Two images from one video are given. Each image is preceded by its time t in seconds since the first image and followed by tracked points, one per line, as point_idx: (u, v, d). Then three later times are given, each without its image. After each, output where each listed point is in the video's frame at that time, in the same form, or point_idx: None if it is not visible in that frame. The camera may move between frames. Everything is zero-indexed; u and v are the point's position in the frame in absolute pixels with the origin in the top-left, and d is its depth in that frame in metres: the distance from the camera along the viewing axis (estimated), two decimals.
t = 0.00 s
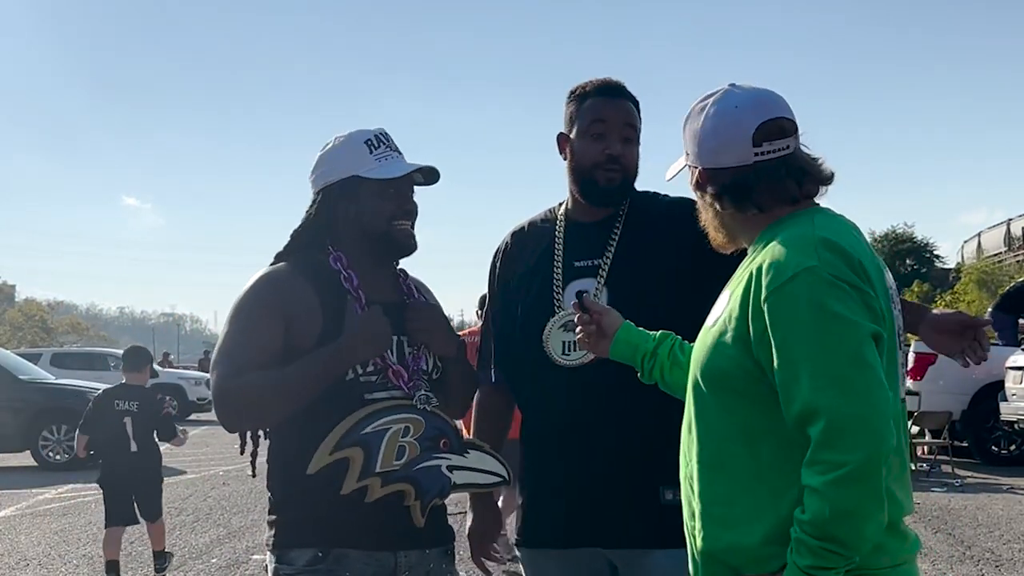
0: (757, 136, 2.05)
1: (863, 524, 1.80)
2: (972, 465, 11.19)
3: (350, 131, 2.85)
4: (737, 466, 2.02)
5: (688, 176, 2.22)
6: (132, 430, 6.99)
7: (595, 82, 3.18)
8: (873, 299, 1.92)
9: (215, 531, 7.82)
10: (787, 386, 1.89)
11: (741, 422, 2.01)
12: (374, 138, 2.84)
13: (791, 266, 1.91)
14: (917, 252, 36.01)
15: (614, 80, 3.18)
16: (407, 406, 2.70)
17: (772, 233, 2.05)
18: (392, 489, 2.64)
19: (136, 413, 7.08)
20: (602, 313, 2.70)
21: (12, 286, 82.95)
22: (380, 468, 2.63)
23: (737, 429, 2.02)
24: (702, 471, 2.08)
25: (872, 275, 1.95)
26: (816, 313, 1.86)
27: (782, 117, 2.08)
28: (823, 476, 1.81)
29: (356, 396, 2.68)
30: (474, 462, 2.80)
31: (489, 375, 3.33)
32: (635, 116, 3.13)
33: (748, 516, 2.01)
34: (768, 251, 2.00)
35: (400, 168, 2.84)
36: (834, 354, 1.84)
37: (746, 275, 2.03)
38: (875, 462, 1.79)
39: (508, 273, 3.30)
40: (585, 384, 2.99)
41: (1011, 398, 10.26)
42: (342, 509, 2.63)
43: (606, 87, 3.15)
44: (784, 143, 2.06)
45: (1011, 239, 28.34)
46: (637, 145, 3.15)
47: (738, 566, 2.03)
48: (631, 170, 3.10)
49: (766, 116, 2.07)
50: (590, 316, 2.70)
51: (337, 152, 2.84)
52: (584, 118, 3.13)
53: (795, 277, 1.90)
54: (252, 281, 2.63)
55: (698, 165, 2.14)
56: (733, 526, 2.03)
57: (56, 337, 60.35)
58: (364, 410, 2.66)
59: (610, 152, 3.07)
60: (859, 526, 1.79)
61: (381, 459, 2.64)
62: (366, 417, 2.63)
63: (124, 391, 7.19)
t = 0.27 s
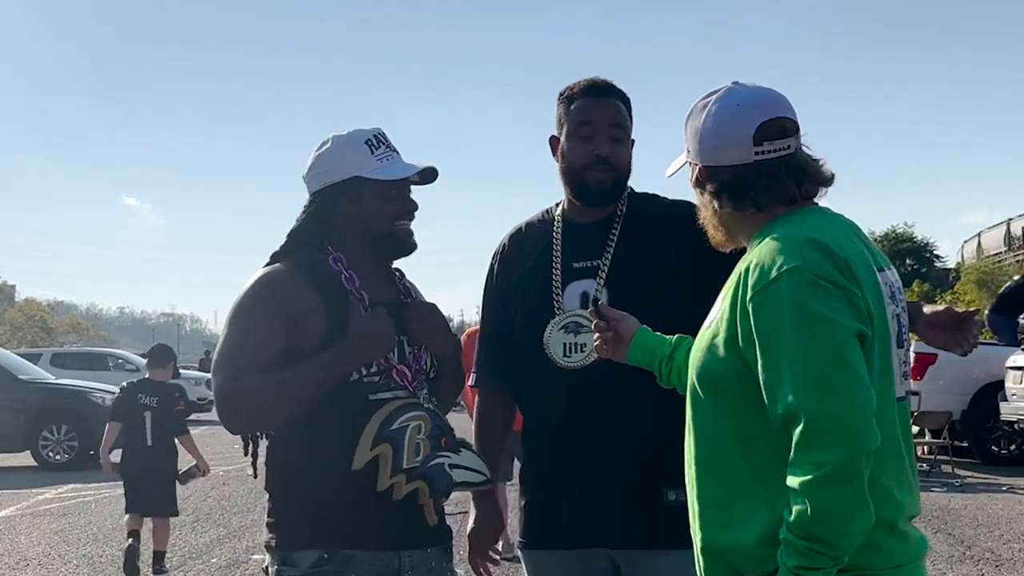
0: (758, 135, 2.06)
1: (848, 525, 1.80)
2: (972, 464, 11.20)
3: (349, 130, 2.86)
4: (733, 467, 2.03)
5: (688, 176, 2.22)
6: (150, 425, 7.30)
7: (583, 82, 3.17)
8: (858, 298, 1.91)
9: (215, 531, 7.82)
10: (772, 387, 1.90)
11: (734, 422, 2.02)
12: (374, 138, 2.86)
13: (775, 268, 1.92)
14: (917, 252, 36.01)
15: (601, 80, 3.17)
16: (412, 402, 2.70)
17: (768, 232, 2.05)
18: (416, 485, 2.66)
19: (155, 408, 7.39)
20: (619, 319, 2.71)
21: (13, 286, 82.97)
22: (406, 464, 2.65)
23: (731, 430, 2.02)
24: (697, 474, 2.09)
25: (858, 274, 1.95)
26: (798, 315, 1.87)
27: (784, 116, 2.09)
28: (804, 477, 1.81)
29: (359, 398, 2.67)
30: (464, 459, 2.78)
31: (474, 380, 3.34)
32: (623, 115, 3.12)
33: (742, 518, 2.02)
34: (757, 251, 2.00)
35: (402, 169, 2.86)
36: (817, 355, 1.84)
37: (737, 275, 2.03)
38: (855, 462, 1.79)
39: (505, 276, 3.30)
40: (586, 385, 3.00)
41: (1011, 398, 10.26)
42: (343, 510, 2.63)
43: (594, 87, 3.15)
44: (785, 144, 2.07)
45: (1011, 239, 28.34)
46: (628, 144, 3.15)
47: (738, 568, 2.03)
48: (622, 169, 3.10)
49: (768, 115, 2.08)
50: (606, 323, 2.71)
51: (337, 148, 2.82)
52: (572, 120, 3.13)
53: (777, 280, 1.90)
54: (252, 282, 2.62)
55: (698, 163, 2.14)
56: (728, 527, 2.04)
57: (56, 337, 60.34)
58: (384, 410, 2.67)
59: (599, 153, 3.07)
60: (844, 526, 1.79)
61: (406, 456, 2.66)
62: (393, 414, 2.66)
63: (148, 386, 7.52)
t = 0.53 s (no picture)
0: (762, 135, 2.06)
1: (846, 523, 1.80)
2: (972, 465, 11.19)
3: (351, 129, 2.87)
4: (735, 466, 2.03)
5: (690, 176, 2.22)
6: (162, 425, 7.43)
7: (571, 82, 3.17)
8: (856, 296, 1.91)
9: (215, 531, 7.83)
10: (770, 386, 1.91)
11: (735, 422, 2.02)
12: (374, 138, 2.86)
13: (772, 267, 1.93)
14: (917, 252, 36.02)
15: (591, 79, 3.16)
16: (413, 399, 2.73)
17: (767, 232, 2.05)
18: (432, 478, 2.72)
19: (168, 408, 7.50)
20: (624, 322, 2.73)
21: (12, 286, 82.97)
22: (422, 455, 2.70)
23: (732, 429, 2.02)
24: (699, 475, 2.10)
25: (857, 272, 1.95)
26: (794, 313, 1.87)
27: (787, 116, 2.09)
28: (802, 474, 1.82)
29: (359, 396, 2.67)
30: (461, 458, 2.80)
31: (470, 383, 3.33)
32: (609, 111, 3.10)
33: (744, 518, 2.02)
34: (756, 250, 2.01)
35: (405, 170, 2.87)
36: (812, 354, 1.84)
37: (735, 275, 2.04)
38: (852, 459, 1.79)
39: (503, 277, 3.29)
40: (587, 386, 3.00)
41: (1010, 398, 10.26)
42: (344, 509, 2.63)
43: (580, 87, 3.15)
44: (789, 144, 2.07)
45: (1011, 239, 28.33)
46: (618, 141, 3.13)
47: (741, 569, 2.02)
48: (610, 166, 3.08)
49: (771, 115, 2.08)
50: (612, 326, 2.73)
51: (333, 146, 2.82)
52: (558, 121, 3.14)
53: (774, 278, 1.91)
54: (252, 282, 2.62)
55: (701, 162, 2.14)
56: (729, 527, 2.04)
57: (56, 337, 60.34)
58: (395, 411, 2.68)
59: (585, 152, 3.07)
60: (841, 524, 1.79)
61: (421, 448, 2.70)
62: (406, 405, 2.70)
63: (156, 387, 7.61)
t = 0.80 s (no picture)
0: (760, 132, 2.06)
1: (847, 522, 1.80)
2: (972, 465, 11.19)
3: (346, 130, 2.88)
4: (735, 465, 2.03)
5: (688, 184, 2.23)
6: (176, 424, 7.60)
7: (579, 82, 3.18)
8: (858, 295, 1.91)
9: (215, 531, 7.85)
10: (773, 385, 1.91)
11: (736, 420, 2.02)
12: (370, 138, 2.87)
13: (775, 266, 1.93)
14: (917, 252, 36.03)
15: (599, 80, 3.17)
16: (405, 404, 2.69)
17: (767, 233, 2.05)
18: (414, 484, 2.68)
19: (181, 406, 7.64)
20: (618, 321, 2.75)
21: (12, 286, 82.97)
22: (404, 463, 2.66)
23: (733, 428, 2.02)
24: (700, 473, 2.10)
25: (860, 272, 1.95)
26: (798, 312, 1.87)
27: (780, 112, 2.11)
28: (805, 473, 1.82)
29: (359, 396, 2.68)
30: (466, 459, 2.80)
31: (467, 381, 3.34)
32: (621, 114, 3.12)
33: (744, 517, 2.02)
34: (759, 250, 2.01)
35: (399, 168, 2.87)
36: (814, 353, 1.84)
37: (737, 274, 2.04)
38: (855, 458, 1.79)
39: (502, 276, 3.29)
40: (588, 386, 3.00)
41: (1010, 398, 10.27)
42: (344, 510, 2.63)
43: (591, 88, 3.15)
44: (784, 138, 2.08)
45: (1011, 239, 28.33)
46: (627, 142, 3.15)
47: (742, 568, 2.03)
48: (623, 169, 3.11)
49: (765, 112, 2.09)
50: (606, 326, 2.75)
51: (327, 147, 2.84)
52: (570, 121, 3.13)
53: (777, 277, 1.91)
54: (248, 285, 2.62)
55: (699, 168, 2.15)
56: (730, 526, 2.04)
57: (56, 338, 60.35)
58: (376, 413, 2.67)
59: (600, 154, 3.08)
60: (843, 523, 1.80)
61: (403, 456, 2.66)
62: (392, 412, 2.67)
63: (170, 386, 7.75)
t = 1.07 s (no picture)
0: (791, 123, 2.05)
1: (845, 525, 1.79)
2: (972, 465, 11.17)
3: (338, 130, 2.87)
4: (731, 465, 2.01)
5: (710, 155, 2.21)
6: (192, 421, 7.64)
7: (578, 83, 3.17)
8: (858, 300, 1.90)
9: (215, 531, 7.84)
10: (768, 387, 1.90)
11: (733, 421, 2.01)
12: (359, 138, 2.85)
13: (775, 269, 1.92)
14: (917, 252, 36.02)
15: (599, 82, 3.16)
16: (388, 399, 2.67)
17: (781, 225, 2.04)
18: (391, 480, 2.63)
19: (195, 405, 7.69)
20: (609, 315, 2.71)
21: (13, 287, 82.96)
22: (380, 457, 2.62)
23: (731, 428, 2.01)
24: (696, 472, 2.08)
25: (859, 276, 1.94)
26: (797, 316, 1.86)
27: (816, 109, 2.09)
28: (803, 477, 1.81)
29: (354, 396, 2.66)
30: (468, 464, 2.78)
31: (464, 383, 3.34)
32: (619, 117, 3.12)
33: (739, 519, 2.01)
34: (760, 251, 2.00)
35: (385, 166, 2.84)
36: (814, 356, 1.83)
37: (738, 275, 2.03)
38: (856, 462, 1.78)
39: (495, 278, 3.28)
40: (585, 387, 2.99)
41: (1010, 398, 10.25)
42: (340, 510, 2.62)
43: (590, 88, 3.14)
44: (814, 135, 2.07)
45: (1011, 239, 28.32)
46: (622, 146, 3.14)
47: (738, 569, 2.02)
48: (615, 172, 3.10)
49: (801, 106, 2.07)
50: (597, 320, 2.70)
51: (317, 151, 2.84)
52: (567, 119, 3.12)
53: (777, 280, 1.90)
54: (243, 284, 2.61)
55: (724, 142, 2.12)
56: (725, 527, 2.03)
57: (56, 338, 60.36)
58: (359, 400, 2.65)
59: (595, 154, 3.07)
60: (841, 526, 1.79)
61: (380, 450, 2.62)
62: (369, 405, 2.64)
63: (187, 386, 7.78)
